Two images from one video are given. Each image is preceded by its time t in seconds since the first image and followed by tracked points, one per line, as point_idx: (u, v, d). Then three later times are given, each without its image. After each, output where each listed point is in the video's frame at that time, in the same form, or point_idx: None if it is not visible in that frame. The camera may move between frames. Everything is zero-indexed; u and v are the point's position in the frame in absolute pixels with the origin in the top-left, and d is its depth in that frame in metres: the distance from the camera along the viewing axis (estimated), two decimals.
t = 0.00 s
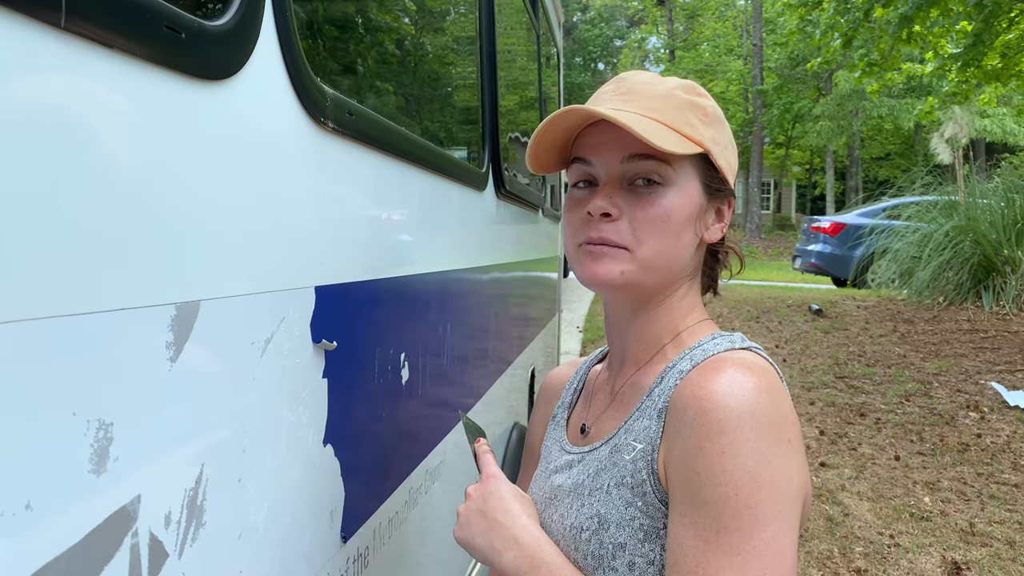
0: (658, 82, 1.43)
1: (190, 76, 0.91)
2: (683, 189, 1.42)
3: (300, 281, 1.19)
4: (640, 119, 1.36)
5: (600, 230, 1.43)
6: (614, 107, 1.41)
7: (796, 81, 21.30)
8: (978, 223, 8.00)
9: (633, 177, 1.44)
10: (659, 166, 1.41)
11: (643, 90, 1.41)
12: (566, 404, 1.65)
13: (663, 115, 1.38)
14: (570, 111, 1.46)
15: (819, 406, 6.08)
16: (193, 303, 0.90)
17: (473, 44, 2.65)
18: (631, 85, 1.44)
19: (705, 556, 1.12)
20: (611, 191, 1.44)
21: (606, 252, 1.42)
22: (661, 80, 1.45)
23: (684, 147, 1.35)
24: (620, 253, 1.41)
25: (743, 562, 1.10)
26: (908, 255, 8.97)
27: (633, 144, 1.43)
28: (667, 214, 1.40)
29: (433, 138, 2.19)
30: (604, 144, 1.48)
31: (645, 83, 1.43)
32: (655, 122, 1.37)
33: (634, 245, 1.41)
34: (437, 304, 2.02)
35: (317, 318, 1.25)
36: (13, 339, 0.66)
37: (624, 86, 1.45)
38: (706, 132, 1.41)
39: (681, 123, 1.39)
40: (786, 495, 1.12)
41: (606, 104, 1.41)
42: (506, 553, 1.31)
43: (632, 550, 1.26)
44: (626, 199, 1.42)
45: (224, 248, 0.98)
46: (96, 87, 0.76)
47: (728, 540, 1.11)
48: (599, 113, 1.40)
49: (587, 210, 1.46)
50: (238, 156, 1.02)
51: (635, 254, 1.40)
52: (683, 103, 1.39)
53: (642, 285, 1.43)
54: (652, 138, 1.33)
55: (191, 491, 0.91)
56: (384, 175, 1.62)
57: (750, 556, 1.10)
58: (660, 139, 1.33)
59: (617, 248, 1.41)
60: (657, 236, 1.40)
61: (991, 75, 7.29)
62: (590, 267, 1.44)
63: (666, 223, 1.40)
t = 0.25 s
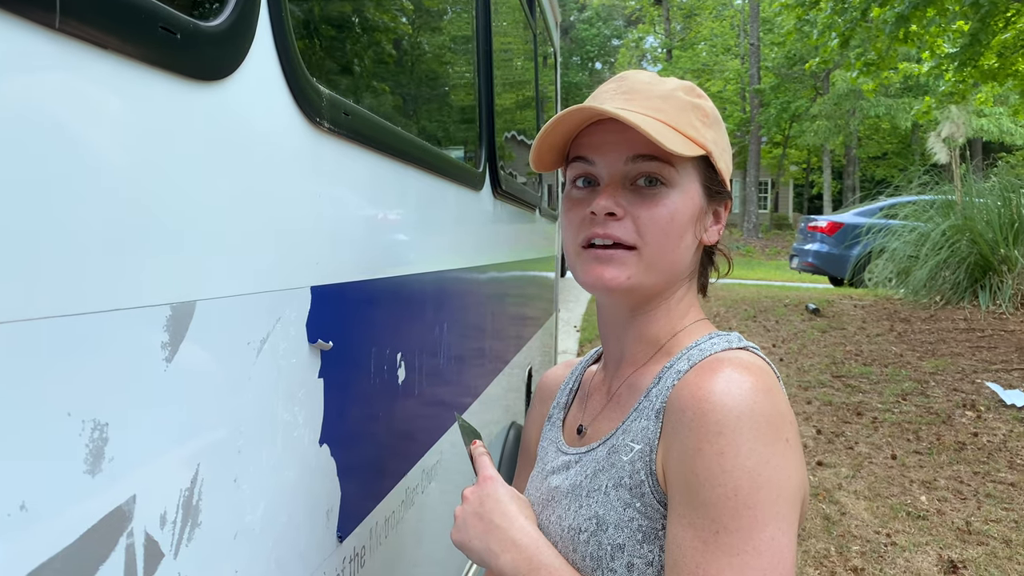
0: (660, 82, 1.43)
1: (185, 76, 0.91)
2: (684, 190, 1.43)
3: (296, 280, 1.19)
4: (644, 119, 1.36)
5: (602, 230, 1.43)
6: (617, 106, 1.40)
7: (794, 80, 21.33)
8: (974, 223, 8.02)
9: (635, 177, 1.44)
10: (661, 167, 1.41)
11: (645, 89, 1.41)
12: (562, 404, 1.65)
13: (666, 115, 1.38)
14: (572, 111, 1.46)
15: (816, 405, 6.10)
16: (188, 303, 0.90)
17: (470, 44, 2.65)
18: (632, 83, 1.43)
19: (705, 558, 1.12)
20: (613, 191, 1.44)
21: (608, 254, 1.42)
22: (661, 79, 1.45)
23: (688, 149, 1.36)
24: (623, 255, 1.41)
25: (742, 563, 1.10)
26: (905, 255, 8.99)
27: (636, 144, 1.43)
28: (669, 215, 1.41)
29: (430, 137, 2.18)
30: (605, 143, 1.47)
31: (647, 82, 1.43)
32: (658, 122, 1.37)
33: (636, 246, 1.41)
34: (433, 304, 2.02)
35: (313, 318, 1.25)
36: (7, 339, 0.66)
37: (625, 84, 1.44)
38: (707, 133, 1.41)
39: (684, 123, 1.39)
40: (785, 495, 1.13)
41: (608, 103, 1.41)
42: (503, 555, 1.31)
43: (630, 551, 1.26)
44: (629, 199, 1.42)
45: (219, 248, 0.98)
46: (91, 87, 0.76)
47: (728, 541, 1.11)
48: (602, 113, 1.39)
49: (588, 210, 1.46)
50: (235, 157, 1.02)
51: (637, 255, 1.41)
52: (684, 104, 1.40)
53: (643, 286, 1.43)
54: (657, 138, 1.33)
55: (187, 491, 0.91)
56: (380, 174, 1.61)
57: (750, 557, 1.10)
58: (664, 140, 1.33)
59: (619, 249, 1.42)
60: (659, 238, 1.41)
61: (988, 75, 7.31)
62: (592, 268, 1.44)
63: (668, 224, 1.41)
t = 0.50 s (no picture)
0: (656, 84, 1.44)
1: (179, 78, 0.91)
2: (680, 193, 1.43)
3: (291, 282, 1.19)
4: (640, 122, 1.36)
5: (598, 234, 1.43)
6: (612, 108, 1.41)
7: (791, 80, 21.36)
8: (971, 222, 8.03)
9: (631, 180, 1.44)
10: (657, 170, 1.41)
11: (641, 92, 1.42)
12: (557, 405, 1.66)
13: (663, 118, 1.38)
14: (568, 114, 1.47)
15: (814, 404, 6.11)
16: (183, 305, 0.91)
17: (468, 44, 2.65)
18: (628, 86, 1.44)
19: (700, 561, 1.12)
20: (609, 194, 1.45)
21: (604, 256, 1.43)
22: (658, 82, 1.45)
23: (685, 152, 1.36)
24: (619, 257, 1.42)
25: (737, 566, 1.10)
26: (902, 254, 9.01)
27: (632, 147, 1.43)
28: (665, 218, 1.41)
29: (428, 137, 2.19)
30: (601, 145, 1.48)
31: (643, 83, 1.44)
32: (654, 125, 1.37)
33: (632, 249, 1.42)
34: (431, 304, 2.03)
35: (309, 319, 1.26)
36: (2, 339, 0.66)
37: (621, 86, 1.45)
38: (703, 136, 1.42)
39: (680, 126, 1.39)
40: (779, 497, 1.13)
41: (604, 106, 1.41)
42: (498, 557, 1.32)
43: (625, 553, 1.27)
44: (625, 202, 1.43)
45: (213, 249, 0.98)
46: (85, 90, 0.77)
47: (722, 544, 1.11)
48: (599, 115, 1.40)
49: (585, 213, 1.46)
50: (230, 159, 1.03)
51: (633, 258, 1.41)
52: (681, 107, 1.40)
53: (638, 288, 1.44)
54: (654, 142, 1.33)
55: (181, 491, 0.91)
56: (376, 174, 1.62)
57: (745, 560, 1.10)
58: (661, 143, 1.34)
59: (616, 252, 1.42)
60: (655, 241, 1.41)
61: (985, 74, 7.33)
62: (588, 271, 1.44)
63: (664, 227, 1.41)
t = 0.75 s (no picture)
0: (655, 86, 1.44)
1: (176, 81, 0.92)
2: (677, 196, 1.44)
3: (288, 283, 1.20)
4: (638, 126, 1.37)
5: (594, 236, 1.44)
6: (610, 111, 1.41)
7: (790, 79, 21.37)
8: (969, 221, 8.05)
9: (628, 183, 1.44)
10: (655, 173, 1.42)
11: (639, 94, 1.42)
12: (553, 406, 1.67)
13: (660, 121, 1.39)
14: (567, 116, 1.47)
15: (812, 404, 6.12)
16: (179, 307, 0.91)
17: (466, 44, 2.66)
18: (627, 88, 1.44)
19: (694, 560, 1.13)
20: (606, 196, 1.45)
21: (600, 258, 1.43)
22: (656, 84, 1.46)
23: (682, 156, 1.37)
24: (614, 259, 1.42)
25: (731, 565, 1.11)
26: (900, 253, 9.03)
27: (629, 149, 1.44)
28: (661, 221, 1.42)
29: (426, 138, 2.19)
30: (598, 147, 1.48)
31: (641, 86, 1.44)
32: (651, 128, 1.38)
33: (628, 251, 1.43)
34: (428, 304, 2.03)
35: (306, 320, 1.26)
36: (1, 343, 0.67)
37: (620, 88, 1.45)
38: (700, 139, 1.42)
39: (678, 130, 1.40)
40: (773, 497, 1.14)
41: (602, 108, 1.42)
42: (494, 558, 1.32)
43: (620, 553, 1.27)
44: (621, 204, 1.44)
45: (210, 251, 0.98)
46: (81, 93, 0.77)
47: (716, 543, 1.12)
48: (597, 118, 1.40)
49: (581, 215, 1.46)
50: (227, 161, 1.03)
51: (629, 260, 1.42)
52: (679, 110, 1.41)
53: (634, 289, 1.44)
54: (651, 147, 1.34)
55: (179, 492, 0.92)
56: (373, 175, 1.62)
57: (739, 559, 1.11)
58: (658, 146, 1.34)
59: (611, 254, 1.43)
60: (651, 243, 1.42)
61: (982, 73, 7.35)
62: (584, 273, 1.45)
63: (660, 230, 1.42)
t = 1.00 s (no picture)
0: (664, 93, 1.45)
1: (175, 82, 0.92)
2: (678, 205, 1.44)
3: (287, 283, 1.20)
4: (642, 133, 1.38)
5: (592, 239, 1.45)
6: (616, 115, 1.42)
7: (789, 78, 21.36)
8: (968, 221, 8.06)
9: (628, 188, 1.45)
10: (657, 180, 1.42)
11: (648, 100, 1.43)
12: (548, 405, 1.67)
13: (666, 128, 1.39)
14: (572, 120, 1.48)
15: (811, 403, 6.12)
16: (178, 307, 0.91)
17: (465, 44, 2.67)
18: (636, 92, 1.45)
19: (688, 556, 1.13)
20: (605, 200, 1.46)
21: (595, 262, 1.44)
22: (668, 90, 1.46)
23: (685, 164, 1.37)
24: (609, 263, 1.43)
25: (726, 561, 1.11)
26: (899, 252, 9.04)
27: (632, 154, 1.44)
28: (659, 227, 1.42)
29: (425, 137, 2.19)
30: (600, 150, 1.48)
31: (650, 91, 1.45)
32: (655, 135, 1.39)
33: (623, 256, 1.43)
34: (427, 304, 2.03)
35: (305, 320, 1.26)
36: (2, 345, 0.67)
37: (629, 92, 1.45)
38: (706, 150, 1.42)
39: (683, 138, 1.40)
40: (767, 492, 1.14)
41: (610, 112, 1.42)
42: (492, 558, 1.32)
43: (617, 551, 1.28)
44: (620, 208, 1.44)
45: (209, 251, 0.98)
46: (79, 94, 0.77)
47: (712, 539, 1.12)
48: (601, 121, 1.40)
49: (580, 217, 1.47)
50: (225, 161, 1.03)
51: (624, 265, 1.43)
52: (685, 118, 1.42)
53: (628, 294, 1.45)
54: (651, 157, 1.34)
55: (178, 491, 0.92)
56: (371, 175, 1.62)
57: (734, 555, 1.11)
58: (660, 154, 1.35)
59: (606, 258, 1.44)
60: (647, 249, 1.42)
61: (981, 72, 7.35)
62: (579, 275, 1.46)
63: (659, 236, 1.42)
